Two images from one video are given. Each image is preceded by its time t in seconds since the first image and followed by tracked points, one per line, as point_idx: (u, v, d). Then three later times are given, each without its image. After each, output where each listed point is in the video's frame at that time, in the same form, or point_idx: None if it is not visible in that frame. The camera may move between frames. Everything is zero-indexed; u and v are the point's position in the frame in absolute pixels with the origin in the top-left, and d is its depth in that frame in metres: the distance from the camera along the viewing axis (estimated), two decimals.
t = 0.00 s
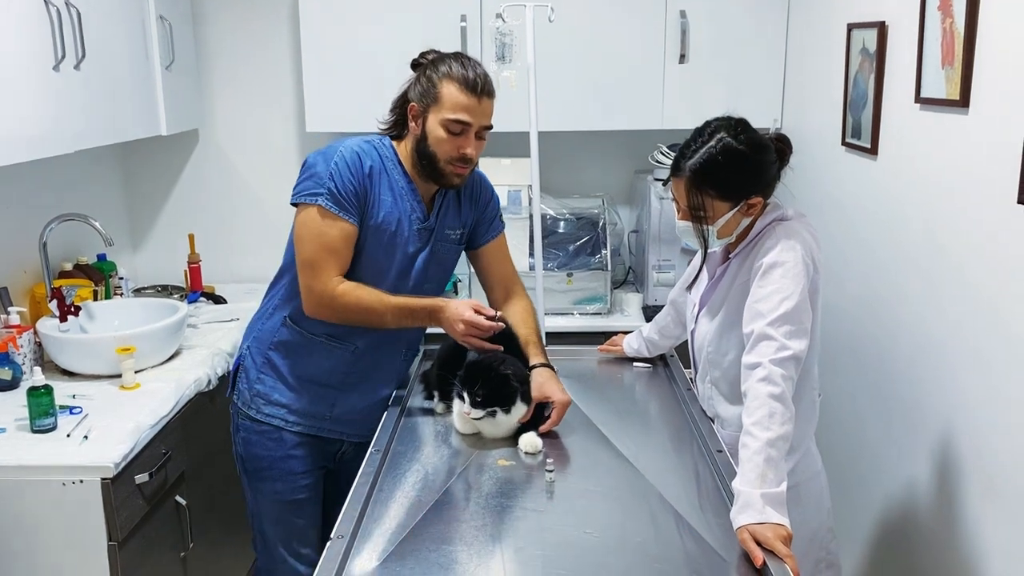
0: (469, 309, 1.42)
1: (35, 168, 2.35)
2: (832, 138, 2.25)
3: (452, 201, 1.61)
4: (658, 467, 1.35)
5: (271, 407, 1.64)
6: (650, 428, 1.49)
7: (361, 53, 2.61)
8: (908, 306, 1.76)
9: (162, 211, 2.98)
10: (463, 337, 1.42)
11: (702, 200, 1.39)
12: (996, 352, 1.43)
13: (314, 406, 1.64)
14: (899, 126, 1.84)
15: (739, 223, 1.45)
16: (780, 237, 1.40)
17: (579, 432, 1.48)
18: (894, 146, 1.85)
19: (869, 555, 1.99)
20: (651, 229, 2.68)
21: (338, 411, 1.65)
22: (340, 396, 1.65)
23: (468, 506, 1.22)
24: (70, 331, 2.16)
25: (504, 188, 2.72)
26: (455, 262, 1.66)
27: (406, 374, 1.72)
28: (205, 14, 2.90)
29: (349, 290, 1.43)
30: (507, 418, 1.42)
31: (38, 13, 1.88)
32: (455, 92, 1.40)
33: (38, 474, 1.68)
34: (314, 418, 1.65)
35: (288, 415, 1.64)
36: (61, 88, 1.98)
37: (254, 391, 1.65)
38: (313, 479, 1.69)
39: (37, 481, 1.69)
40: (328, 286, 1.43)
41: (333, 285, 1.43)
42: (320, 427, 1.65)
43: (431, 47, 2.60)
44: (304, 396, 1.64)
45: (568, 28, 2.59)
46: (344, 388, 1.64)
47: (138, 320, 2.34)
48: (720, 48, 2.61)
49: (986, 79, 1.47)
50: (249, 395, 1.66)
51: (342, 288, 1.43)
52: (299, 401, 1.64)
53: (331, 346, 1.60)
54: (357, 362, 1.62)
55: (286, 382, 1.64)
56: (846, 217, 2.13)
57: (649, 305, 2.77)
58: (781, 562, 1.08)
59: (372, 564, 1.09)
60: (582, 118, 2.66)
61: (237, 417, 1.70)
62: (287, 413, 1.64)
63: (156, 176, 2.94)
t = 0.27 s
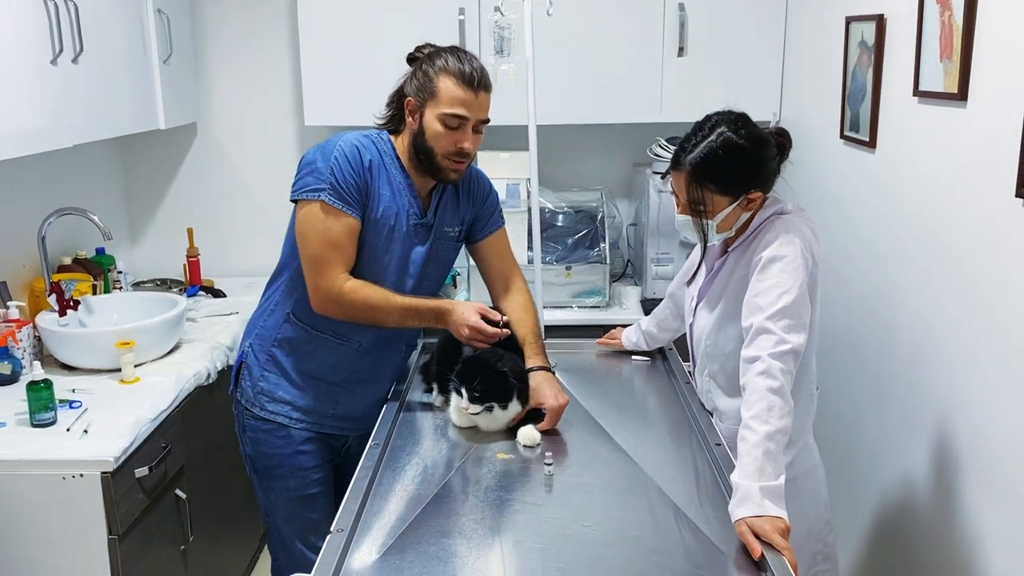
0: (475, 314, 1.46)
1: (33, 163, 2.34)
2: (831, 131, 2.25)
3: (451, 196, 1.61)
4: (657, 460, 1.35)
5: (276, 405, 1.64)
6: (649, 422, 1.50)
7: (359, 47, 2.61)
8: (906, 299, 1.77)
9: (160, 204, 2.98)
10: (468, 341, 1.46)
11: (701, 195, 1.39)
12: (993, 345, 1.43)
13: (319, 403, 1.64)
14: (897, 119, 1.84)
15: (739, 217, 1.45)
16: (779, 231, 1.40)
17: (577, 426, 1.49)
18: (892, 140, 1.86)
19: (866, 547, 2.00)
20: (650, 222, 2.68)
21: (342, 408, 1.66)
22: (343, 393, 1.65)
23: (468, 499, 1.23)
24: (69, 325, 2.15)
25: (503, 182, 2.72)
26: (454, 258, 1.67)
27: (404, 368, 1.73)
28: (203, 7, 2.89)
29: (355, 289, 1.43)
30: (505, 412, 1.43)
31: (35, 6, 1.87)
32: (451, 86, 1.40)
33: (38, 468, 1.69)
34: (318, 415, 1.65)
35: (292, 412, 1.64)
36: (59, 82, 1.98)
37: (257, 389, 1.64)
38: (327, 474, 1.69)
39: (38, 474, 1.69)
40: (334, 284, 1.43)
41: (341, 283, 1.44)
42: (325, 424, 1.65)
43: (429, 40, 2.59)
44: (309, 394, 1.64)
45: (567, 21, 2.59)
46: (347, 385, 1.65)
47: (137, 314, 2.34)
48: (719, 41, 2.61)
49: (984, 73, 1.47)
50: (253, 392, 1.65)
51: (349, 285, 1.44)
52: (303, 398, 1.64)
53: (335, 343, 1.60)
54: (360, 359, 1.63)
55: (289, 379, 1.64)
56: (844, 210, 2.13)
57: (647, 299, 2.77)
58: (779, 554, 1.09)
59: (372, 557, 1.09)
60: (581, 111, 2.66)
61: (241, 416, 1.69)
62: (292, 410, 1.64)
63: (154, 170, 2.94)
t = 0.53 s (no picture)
0: (473, 314, 1.46)
1: (31, 158, 2.34)
2: (830, 125, 2.25)
3: (451, 192, 1.61)
4: (656, 454, 1.36)
5: (280, 402, 1.64)
6: (648, 416, 1.50)
7: (357, 41, 2.60)
8: (905, 293, 1.77)
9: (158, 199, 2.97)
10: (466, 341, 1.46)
11: (701, 188, 1.39)
12: (993, 339, 1.43)
13: (323, 400, 1.65)
14: (897, 113, 1.84)
15: (740, 211, 1.45)
16: (779, 225, 1.40)
17: (577, 421, 1.49)
18: (892, 134, 1.85)
19: (865, 541, 2.01)
20: (649, 217, 2.68)
21: (346, 405, 1.66)
22: (347, 390, 1.65)
23: (467, 494, 1.23)
24: (68, 321, 2.15)
25: (502, 176, 2.72)
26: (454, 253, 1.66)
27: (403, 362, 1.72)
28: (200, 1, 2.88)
29: (354, 287, 1.43)
30: (504, 408, 1.44)
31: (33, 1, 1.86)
32: (450, 80, 1.40)
33: (38, 463, 1.69)
34: (323, 412, 1.65)
35: (297, 409, 1.64)
36: (57, 77, 1.97)
37: (262, 387, 1.64)
38: (330, 471, 1.70)
39: (38, 470, 1.69)
40: (334, 282, 1.43)
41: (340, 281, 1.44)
42: (329, 421, 1.66)
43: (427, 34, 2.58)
44: (313, 391, 1.64)
45: (566, 15, 2.58)
46: (350, 382, 1.65)
47: (136, 309, 2.34)
48: (718, 35, 2.60)
49: (984, 67, 1.47)
50: (257, 391, 1.65)
51: (348, 284, 1.44)
52: (307, 396, 1.64)
53: (338, 340, 1.60)
54: (364, 357, 1.63)
55: (293, 377, 1.64)
56: (844, 204, 2.13)
57: (646, 293, 2.77)
58: (779, 548, 1.09)
59: (372, 552, 1.09)
60: (580, 105, 2.66)
61: (245, 414, 1.69)
62: (297, 408, 1.64)
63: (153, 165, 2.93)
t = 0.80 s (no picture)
0: (473, 312, 1.45)
1: (29, 155, 2.34)
2: (830, 121, 2.24)
3: (454, 190, 1.60)
4: (656, 450, 1.36)
5: (282, 399, 1.64)
6: (648, 412, 1.50)
7: (356, 38, 2.60)
8: (904, 289, 1.77)
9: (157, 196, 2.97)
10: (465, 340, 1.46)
11: (702, 186, 1.39)
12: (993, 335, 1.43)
13: (324, 397, 1.64)
14: (896, 109, 1.84)
15: (740, 207, 1.45)
16: (780, 221, 1.40)
17: (577, 417, 1.49)
18: (891, 129, 1.85)
19: (865, 537, 2.01)
20: (648, 213, 2.68)
21: (347, 402, 1.66)
22: (348, 387, 1.65)
23: (467, 490, 1.23)
24: (67, 318, 2.15)
25: (501, 172, 2.71)
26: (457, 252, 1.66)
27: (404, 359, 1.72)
28: None
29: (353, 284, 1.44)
30: (505, 402, 1.43)
31: None
32: (456, 81, 1.40)
33: (38, 460, 1.69)
34: (324, 409, 1.65)
35: (298, 406, 1.64)
36: (55, 73, 1.97)
37: (264, 383, 1.64)
38: (331, 468, 1.70)
39: (37, 467, 1.69)
40: (334, 279, 1.44)
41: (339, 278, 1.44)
42: (330, 418, 1.66)
43: (426, 30, 2.58)
44: (315, 387, 1.64)
45: (565, 11, 2.58)
46: (352, 379, 1.65)
47: (135, 306, 2.34)
48: (718, 31, 2.60)
49: (984, 62, 1.46)
50: (259, 388, 1.65)
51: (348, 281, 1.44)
52: (309, 393, 1.64)
53: (340, 337, 1.60)
54: (366, 354, 1.63)
55: (295, 373, 1.64)
56: (843, 200, 2.13)
57: (646, 289, 2.77)
58: (779, 544, 1.09)
59: (372, 547, 1.09)
60: (580, 101, 2.65)
61: (247, 411, 1.69)
62: (298, 404, 1.64)
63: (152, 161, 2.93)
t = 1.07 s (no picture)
0: (476, 310, 1.45)
1: (28, 154, 2.33)
2: (828, 120, 2.25)
3: (459, 191, 1.60)
4: (655, 448, 1.36)
5: (283, 398, 1.63)
6: (647, 411, 1.50)
7: (355, 37, 2.60)
8: (903, 287, 1.77)
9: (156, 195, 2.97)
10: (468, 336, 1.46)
11: (702, 185, 1.39)
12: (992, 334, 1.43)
13: (325, 396, 1.65)
14: (895, 107, 1.84)
15: (739, 207, 1.45)
16: (779, 220, 1.41)
17: (576, 416, 1.49)
18: (890, 127, 1.85)
19: (864, 535, 2.01)
20: (647, 212, 2.68)
21: (348, 402, 1.66)
22: (349, 386, 1.65)
23: (467, 488, 1.23)
24: (66, 317, 2.15)
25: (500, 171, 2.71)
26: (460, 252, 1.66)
27: (404, 357, 1.72)
28: None
29: (353, 282, 1.44)
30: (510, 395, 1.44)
31: None
32: (464, 85, 1.39)
33: (37, 460, 1.69)
34: (326, 408, 1.65)
35: (299, 405, 1.64)
36: (54, 72, 1.97)
37: (265, 382, 1.64)
38: (333, 467, 1.70)
39: (37, 466, 1.69)
40: (335, 277, 1.44)
41: (340, 277, 1.44)
42: (331, 417, 1.66)
43: (425, 29, 2.58)
44: (316, 386, 1.64)
45: (564, 9, 2.58)
46: (353, 378, 1.65)
47: (135, 306, 2.34)
48: (717, 29, 2.60)
49: (983, 60, 1.46)
50: (261, 386, 1.65)
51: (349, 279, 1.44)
52: (310, 391, 1.64)
53: (343, 337, 1.60)
54: (367, 354, 1.63)
55: (297, 372, 1.64)
56: (842, 198, 2.13)
57: (645, 288, 2.77)
58: (777, 542, 1.09)
59: (371, 546, 1.09)
60: (579, 100, 2.65)
61: (248, 409, 1.69)
62: (298, 403, 1.64)
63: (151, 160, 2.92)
